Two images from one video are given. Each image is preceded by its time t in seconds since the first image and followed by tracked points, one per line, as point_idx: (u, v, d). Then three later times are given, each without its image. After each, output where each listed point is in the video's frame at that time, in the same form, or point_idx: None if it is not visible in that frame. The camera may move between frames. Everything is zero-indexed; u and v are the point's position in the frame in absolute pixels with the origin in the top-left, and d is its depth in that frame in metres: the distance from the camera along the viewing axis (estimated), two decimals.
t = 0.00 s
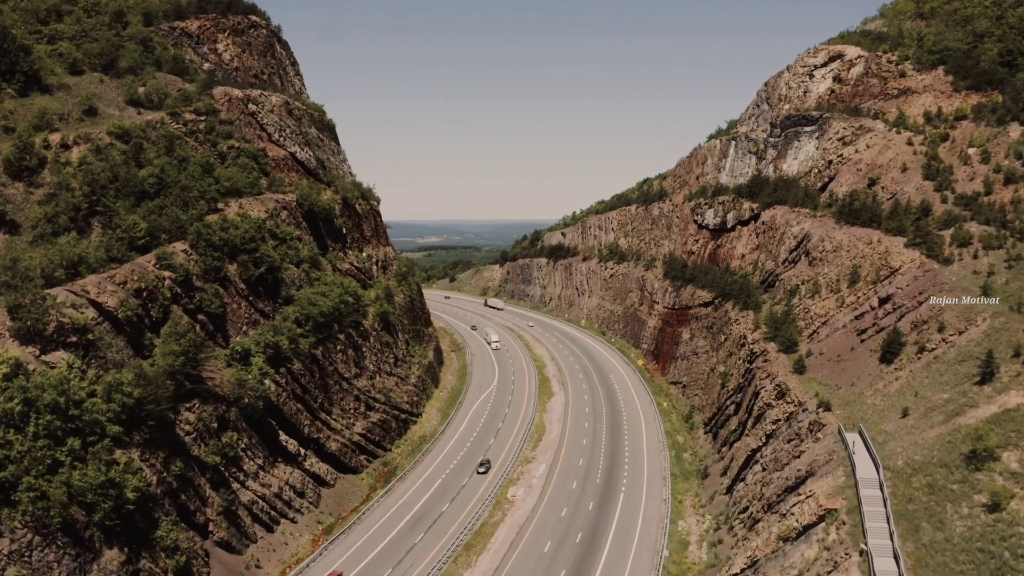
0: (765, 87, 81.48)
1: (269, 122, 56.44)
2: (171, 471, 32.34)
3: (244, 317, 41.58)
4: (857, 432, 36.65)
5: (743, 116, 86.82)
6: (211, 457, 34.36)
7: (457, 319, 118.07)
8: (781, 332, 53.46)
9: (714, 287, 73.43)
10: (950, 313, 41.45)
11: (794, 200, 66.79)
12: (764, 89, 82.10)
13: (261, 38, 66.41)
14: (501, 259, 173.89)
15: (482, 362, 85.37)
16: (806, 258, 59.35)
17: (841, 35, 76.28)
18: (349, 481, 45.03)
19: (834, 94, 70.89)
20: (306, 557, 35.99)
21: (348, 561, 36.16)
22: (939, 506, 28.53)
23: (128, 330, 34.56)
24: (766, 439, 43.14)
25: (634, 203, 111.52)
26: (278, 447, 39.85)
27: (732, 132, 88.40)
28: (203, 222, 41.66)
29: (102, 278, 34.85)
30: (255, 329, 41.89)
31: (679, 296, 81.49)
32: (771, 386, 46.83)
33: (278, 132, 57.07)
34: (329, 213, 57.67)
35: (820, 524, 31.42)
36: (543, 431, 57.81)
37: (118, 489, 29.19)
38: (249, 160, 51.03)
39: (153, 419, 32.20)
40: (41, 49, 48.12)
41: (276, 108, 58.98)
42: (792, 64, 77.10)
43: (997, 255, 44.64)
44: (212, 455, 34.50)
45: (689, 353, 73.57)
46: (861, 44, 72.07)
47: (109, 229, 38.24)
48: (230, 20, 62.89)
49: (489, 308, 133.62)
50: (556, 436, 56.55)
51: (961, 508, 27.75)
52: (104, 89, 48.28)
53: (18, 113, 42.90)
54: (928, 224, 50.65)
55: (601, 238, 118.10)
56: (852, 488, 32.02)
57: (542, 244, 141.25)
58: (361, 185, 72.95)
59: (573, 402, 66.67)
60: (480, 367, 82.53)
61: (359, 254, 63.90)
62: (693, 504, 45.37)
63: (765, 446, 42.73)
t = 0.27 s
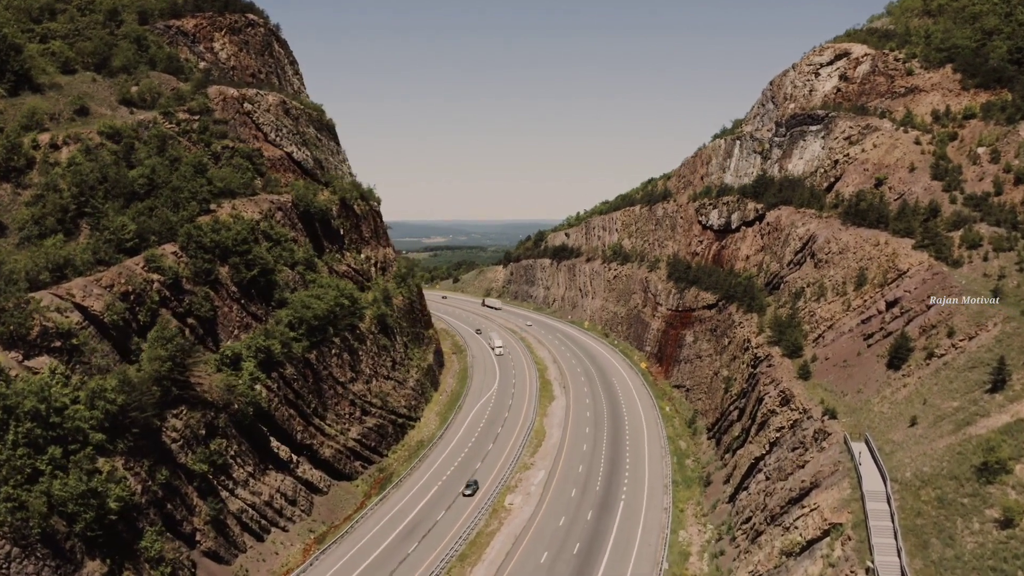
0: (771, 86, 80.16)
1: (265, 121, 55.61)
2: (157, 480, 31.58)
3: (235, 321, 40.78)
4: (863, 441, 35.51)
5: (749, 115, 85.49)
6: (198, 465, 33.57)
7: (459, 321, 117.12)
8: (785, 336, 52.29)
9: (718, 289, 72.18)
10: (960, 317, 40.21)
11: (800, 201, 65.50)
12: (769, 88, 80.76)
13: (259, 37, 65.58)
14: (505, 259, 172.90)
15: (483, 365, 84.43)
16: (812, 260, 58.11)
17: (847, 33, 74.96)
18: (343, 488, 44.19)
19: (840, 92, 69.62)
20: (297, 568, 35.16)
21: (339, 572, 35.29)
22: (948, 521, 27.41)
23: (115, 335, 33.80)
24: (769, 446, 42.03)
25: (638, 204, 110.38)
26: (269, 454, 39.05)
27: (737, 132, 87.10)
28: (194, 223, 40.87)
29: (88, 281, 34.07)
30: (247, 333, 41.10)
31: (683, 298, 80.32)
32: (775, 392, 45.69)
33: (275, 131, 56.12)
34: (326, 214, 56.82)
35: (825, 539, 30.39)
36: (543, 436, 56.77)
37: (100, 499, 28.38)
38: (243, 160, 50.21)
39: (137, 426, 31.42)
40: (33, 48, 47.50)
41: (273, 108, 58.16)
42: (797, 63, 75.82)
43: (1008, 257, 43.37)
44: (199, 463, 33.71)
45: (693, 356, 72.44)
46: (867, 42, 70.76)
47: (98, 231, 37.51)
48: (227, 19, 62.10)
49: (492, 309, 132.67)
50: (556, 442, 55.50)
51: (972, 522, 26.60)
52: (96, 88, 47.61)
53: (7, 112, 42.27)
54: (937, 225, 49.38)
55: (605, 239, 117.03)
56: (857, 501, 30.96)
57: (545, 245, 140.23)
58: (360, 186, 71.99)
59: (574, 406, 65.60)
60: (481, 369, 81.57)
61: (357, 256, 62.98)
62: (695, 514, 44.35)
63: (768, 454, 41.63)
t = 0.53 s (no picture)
0: (777, 84, 78.65)
1: (260, 121, 54.86)
2: (139, 491, 30.65)
3: (225, 325, 39.85)
4: (871, 453, 34.18)
5: (754, 114, 83.98)
6: (182, 474, 32.63)
7: (461, 322, 116.01)
8: (791, 341, 50.89)
9: (723, 291, 70.75)
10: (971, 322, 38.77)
11: (806, 201, 63.99)
12: (775, 87, 79.24)
13: (256, 35, 64.63)
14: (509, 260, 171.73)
15: (484, 368, 83.32)
16: (818, 262, 56.67)
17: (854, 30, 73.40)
18: (335, 496, 43.20)
19: (847, 91, 68.16)
20: None
21: None
22: (960, 539, 26.07)
23: (98, 340, 32.91)
24: (774, 456, 40.71)
25: (643, 204, 109.05)
26: (258, 462, 38.10)
27: (743, 131, 85.62)
28: (183, 225, 39.98)
29: (71, 285, 33.19)
30: (236, 338, 40.18)
31: (687, 300, 78.94)
32: (780, 400, 44.33)
33: (270, 131, 55.31)
34: (323, 215, 55.82)
35: (831, 558, 29.14)
36: (542, 443, 55.59)
37: (77, 511, 27.43)
38: (237, 160, 49.28)
39: (118, 435, 30.47)
40: (23, 47, 46.78)
41: (268, 107, 57.16)
42: (804, 61, 74.32)
43: (1022, 260, 41.88)
44: (183, 472, 32.76)
45: (697, 360, 71.10)
46: (875, 39, 69.25)
47: (83, 233, 36.65)
48: (223, 17, 61.24)
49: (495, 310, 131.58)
50: (555, 449, 54.33)
51: (986, 542, 25.26)
52: (87, 87, 46.81)
53: None
54: (947, 226, 47.89)
55: (609, 239, 115.80)
56: (865, 517, 29.68)
57: (550, 246, 139.06)
58: (359, 186, 70.94)
59: (576, 411, 64.39)
60: (482, 372, 80.45)
61: (355, 257, 61.89)
62: (696, 525, 43.11)
63: (773, 465, 40.33)
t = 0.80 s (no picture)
0: (782, 83, 77.33)
1: (256, 121, 53.86)
2: (123, 500, 29.87)
3: (215, 329, 39.05)
4: (878, 463, 33.02)
5: (760, 113, 82.66)
6: (167, 483, 31.83)
7: (463, 324, 115.06)
8: (796, 346, 49.69)
9: (727, 293, 69.48)
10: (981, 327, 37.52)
11: (812, 202, 62.71)
12: (780, 85, 77.93)
13: (254, 34, 63.75)
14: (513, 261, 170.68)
15: (485, 370, 82.27)
16: (824, 264, 55.41)
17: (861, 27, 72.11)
18: (328, 504, 42.30)
19: (854, 89, 66.90)
20: None
21: None
22: (971, 557, 24.92)
23: (83, 345, 32.16)
24: (779, 465, 39.55)
25: (647, 204, 107.92)
26: (248, 470, 37.24)
27: (748, 130, 84.35)
28: (172, 226, 39.20)
29: (56, 288, 32.44)
30: (227, 342, 39.36)
31: (691, 302, 77.74)
32: (784, 407, 43.15)
33: (266, 131, 54.39)
34: (320, 216, 54.92)
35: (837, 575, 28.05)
36: (542, 449, 54.55)
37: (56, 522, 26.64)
38: (231, 160, 48.46)
39: (101, 442, 29.67)
40: (14, 45, 46.13)
41: (264, 106, 56.18)
42: (810, 59, 73.05)
43: None
44: (168, 481, 31.95)
45: (700, 363, 69.94)
46: (882, 37, 68.00)
47: (69, 235, 35.91)
48: (219, 15, 60.48)
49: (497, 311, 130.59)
50: (555, 455, 53.27)
51: (999, 560, 24.10)
52: (78, 86, 46.12)
53: None
54: (957, 227, 46.63)
55: (613, 240, 114.76)
56: (872, 532, 28.56)
57: (553, 246, 138.03)
58: (358, 186, 70.01)
59: (577, 416, 63.30)
60: (483, 375, 79.43)
61: (353, 259, 60.70)
62: (698, 535, 42.02)
63: (777, 474, 39.18)
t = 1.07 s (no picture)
0: (788, 82, 76.06)
1: (251, 120, 52.73)
2: (106, 509, 29.08)
3: (205, 333, 38.27)
4: (885, 475, 31.90)
5: (765, 112, 81.36)
6: (151, 492, 31.05)
7: (465, 325, 114.14)
8: (801, 350, 48.51)
9: (730, 295, 68.25)
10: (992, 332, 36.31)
11: (817, 202, 61.46)
12: (786, 84, 76.63)
13: (251, 32, 62.86)
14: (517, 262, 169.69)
15: (486, 372, 81.34)
16: (830, 266, 54.19)
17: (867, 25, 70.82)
18: (321, 511, 41.46)
19: (861, 88, 65.65)
20: None
21: None
22: None
23: (67, 349, 31.41)
24: (782, 475, 38.44)
25: (651, 205, 106.81)
26: (237, 477, 36.46)
27: (753, 130, 83.09)
28: (162, 227, 38.44)
29: (40, 291, 31.71)
30: (217, 345, 38.58)
31: (694, 304, 76.59)
32: (788, 414, 42.02)
33: (262, 131, 53.36)
34: (317, 217, 54.09)
35: None
36: (541, 454, 53.55)
37: (35, 532, 25.83)
38: (224, 160, 47.67)
39: (84, 450, 28.92)
40: (5, 44, 45.52)
41: (260, 106, 55.07)
42: (815, 57, 71.76)
43: None
44: (152, 489, 31.17)
45: (704, 367, 68.79)
46: (889, 34, 66.76)
47: (56, 236, 35.19)
48: (216, 13, 59.72)
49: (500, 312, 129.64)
50: (554, 461, 52.32)
51: None
52: (70, 85, 45.45)
53: None
54: (966, 229, 45.38)
55: (618, 241, 113.78)
56: (879, 548, 27.47)
57: (557, 247, 137.00)
58: (357, 187, 69.14)
59: (577, 420, 62.26)
60: (484, 378, 78.48)
61: (347, 263, 58.46)
62: (700, 545, 41.00)
63: (781, 484, 38.08)
